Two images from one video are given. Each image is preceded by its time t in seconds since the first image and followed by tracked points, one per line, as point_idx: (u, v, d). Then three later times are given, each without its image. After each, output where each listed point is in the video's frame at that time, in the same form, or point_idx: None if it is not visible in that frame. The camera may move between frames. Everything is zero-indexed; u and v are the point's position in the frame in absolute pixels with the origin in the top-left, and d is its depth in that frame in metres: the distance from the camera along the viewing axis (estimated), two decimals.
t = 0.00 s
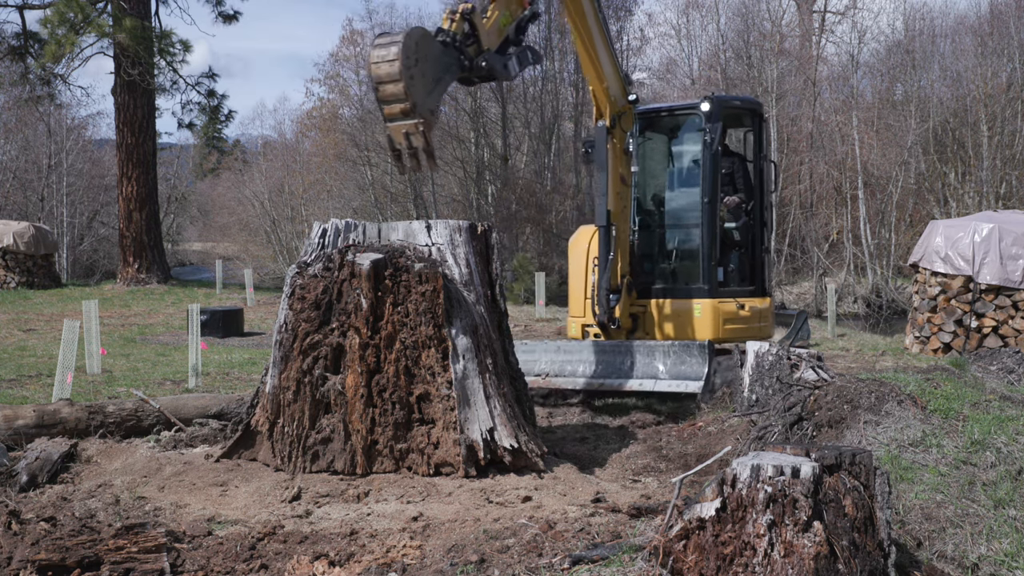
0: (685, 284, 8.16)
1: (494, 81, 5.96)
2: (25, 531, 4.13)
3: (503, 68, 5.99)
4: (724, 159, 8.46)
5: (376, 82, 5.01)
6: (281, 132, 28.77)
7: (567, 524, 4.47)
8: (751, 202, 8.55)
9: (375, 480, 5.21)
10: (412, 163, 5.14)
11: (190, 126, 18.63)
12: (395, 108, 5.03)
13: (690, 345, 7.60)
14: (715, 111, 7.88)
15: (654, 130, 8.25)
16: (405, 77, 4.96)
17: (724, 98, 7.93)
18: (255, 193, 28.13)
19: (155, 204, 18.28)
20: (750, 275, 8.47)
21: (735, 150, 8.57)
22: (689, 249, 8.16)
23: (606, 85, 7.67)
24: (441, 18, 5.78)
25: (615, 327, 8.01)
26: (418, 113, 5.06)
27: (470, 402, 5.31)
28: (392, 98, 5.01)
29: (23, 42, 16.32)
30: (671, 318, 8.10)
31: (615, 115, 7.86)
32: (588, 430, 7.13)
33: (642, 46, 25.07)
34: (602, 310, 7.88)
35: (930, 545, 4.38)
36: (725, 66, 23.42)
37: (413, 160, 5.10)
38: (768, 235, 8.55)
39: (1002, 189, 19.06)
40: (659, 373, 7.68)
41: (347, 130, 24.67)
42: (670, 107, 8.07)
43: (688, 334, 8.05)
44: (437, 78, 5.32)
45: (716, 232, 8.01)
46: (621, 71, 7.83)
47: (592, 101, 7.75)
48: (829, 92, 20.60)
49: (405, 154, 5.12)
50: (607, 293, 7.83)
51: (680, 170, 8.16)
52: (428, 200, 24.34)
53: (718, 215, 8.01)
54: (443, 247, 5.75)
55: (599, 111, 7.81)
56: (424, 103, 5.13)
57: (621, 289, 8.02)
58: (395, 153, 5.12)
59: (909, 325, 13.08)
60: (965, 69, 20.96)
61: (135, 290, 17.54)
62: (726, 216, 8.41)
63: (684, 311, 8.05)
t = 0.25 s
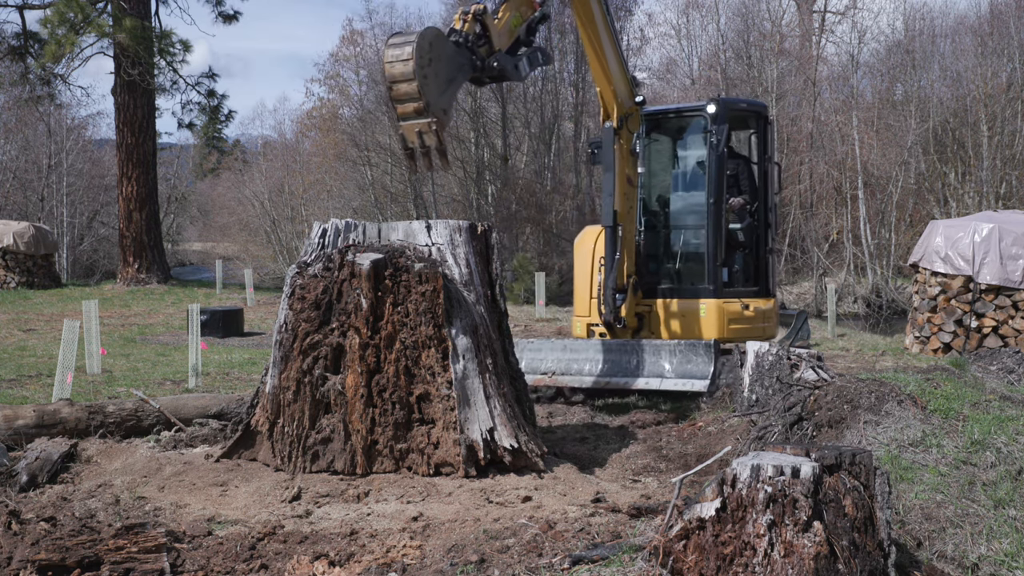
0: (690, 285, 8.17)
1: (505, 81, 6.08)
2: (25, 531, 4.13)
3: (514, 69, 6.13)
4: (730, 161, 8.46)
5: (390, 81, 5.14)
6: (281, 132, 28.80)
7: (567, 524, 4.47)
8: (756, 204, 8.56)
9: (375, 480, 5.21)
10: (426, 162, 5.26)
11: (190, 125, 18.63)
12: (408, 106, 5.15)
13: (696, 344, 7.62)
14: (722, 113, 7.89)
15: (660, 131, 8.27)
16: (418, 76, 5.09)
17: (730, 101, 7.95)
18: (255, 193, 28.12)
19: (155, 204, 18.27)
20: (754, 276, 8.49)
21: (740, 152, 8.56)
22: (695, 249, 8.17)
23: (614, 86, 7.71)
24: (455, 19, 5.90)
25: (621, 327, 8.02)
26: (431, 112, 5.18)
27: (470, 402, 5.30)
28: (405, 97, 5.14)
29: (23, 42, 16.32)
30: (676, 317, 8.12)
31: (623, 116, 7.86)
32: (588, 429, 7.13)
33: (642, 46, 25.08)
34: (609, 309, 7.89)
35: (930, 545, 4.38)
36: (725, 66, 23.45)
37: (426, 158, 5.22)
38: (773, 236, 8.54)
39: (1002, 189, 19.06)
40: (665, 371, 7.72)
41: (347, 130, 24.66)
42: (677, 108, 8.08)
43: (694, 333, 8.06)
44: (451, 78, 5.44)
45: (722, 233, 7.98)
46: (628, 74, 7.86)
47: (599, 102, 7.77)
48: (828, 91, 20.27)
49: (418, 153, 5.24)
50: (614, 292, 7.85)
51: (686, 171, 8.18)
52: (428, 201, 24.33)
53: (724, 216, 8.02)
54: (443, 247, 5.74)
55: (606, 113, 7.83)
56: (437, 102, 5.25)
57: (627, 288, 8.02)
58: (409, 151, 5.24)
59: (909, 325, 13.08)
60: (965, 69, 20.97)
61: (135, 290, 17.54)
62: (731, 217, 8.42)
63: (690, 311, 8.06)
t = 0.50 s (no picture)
0: (691, 285, 8.17)
1: (508, 81, 6.12)
2: (25, 531, 4.13)
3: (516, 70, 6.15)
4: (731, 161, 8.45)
5: (394, 82, 5.14)
6: (281, 132, 28.83)
7: (567, 524, 4.47)
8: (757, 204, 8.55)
9: (375, 480, 5.21)
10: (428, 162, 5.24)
11: (190, 125, 18.64)
12: (412, 107, 5.15)
13: (698, 344, 7.55)
14: (724, 114, 7.89)
15: (661, 132, 8.27)
16: (423, 76, 5.09)
17: (733, 102, 7.95)
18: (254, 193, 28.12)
19: (155, 204, 18.27)
20: (755, 276, 8.48)
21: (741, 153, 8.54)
22: (696, 250, 8.16)
23: (616, 87, 7.76)
24: (457, 19, 5.90)
25: (623, 327, 8.03)
26: (435, 112, 5.18)
27: (470, 402, 5.30)
28: (409, 98, 5.15)
29: (23, 42, 16.32)
30: (677, 318, 8.11)
31: (625, 117, 7.90)
32: (589, 429, 7.12)
33: (642, 46, 25.09)
34: (610, 309, 7.90)
35: (930, 545, 4.38)
36: (725, 66, 23.46)
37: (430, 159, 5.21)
38: (774, 237, 8.52)
39: (1002, 189, 19.07)
40: (666, 371, 7.69)
41: (347, 130, 24.66)
42: (679, 109, 8.09)
43: (696, 333, 8.05)
44: (454, 79, 5.44)
45: (723, 233, 7.98)
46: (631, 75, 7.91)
47: (602, 103, 7.87)
48: (828, 91, 20.30)
49: (422, 153, 5.23)
50: (615, 293, 7.86)
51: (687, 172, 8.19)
52: (428, 201, 24.33)
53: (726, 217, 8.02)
54: (443, 247, 5.74)
55: (609, 113, 7.92)
56: (441, 103, 5.25)
57: (628, 288, 8.03)
58: (412, 152, 5.23)
59: (909, 325, 13.08)
60: (965, 69, 20.98)
61: (135, 290, 17.54)
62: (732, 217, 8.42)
63: (691, 312, 8.05)
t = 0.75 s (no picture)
0: (691, 285, 8.17)
1: (507, 83, 6.09)
2: (25, 531, 4.13)
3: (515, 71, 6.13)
4: (730, 161, 8.46)
5: (392, 85, 5.15)
6: (281, 132, 28.86)
7: (567, 524, 4.47)
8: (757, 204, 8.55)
9: (375, 480, 5.21)
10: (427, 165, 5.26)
11: (190, 126, 18.65)
12: (410, 110, 5.16)
13: (697, 349, 7.64)
14: (723, 114, 7.89)
15: (661, 132, 8.28)
16: (421, 80, 5.10)
17: (732, 102, 7.95)
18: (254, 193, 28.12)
19: (155, 204, 18.27)
20: (755, 276, 8.48)
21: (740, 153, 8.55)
22: (696, 250, 8.16)
23: (615, 88, 7.76)
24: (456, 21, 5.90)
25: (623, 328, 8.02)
26: (433, 116, 5.19)
27: (470, 402, 5.30)
28: (407, 101, 5.15)
29: (23, 42, 16.32)
30: (677, 318, 8.10)
31: (625, 117, 7.89)
32: (588, 429, 7.12)
33: (642, 46, 25.09)
34: (610, 309, 7.90)
35: (930, 545, 4.38)
36: (725, 66, 23.47)
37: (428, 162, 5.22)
38: (774, 237, 8.52)
39: (1002, 189, 19.07)
40: (666, 376, 7.75)
41: (347, 130, 24.65)
42: (678, 109, 8.10)
43: (695, 334, 8.05)
44: (453, 82, 5.44)
45: (722, 233, 7.98)
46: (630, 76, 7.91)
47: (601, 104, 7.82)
48: (829, 91, 20.26)
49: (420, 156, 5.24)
50: (615, 293, 7.86)
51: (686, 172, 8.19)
52: (428, 201, 24.32)
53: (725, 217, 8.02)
54: (443, 247, 5.73)
55: (607, 114, 7.86)
56: (439, 105, 5.25)
57: (628, 289, 8.03)
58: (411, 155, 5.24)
59: (909, 325, 13.07)
60: (965, 69, 20.98)
61: (135, 290, 17.54)
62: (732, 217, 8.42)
63: (691, 312, 8.05)
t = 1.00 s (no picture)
0: (691, 284, 8.17)
1: (506, 83, 6.08)
2: (25, 531, 4.13)
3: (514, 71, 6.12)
4: (731, 161, 8.46)
5: (391, 84, 5.15)
6: (281, 132, 28.88)
7: (567, 524, 4.47)
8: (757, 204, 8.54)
9: (375, 480, 5.22)
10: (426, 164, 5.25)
11: (190, 125, 18.65)
12: (409, 110, 5.16)
13: (696, 361, 7.69)
14: (723, 114, 7.89)
15: (661, 132, 8.29)
16: (420, 79, 5.10)
17: (732, 101, 7.95)
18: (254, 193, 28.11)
19: (155, 204, 18.27)
20: (755, 276, 8.48)
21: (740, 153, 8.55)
22: (695, 251, 8.16)
23: (616, 87, 7.76)
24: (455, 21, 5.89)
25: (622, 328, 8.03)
26: (432, 115, 5.19)
27: (470, 402, 5.30)
28: (406, 100, 5.15)
29: (23, 42, 16.32)
30: (676, 318, 8.10)
31: (625, 117, 7.90)
32: (588, 430, 7.12)
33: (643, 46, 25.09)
34: (609, 309, 7.91)
35: (930, 545, 4.38)
36: (725, 66, 23.49)
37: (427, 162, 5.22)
38: (774, 237, 8.52)
39: (1002, 189, 19.07)
40: (665, 389, 7.79)
41: (347, 131, 24.64)
42: (678, 109, 8.10)
43: (695, 334, 8.04)
44: (452, 81, 5.43)
45: (722, 233, 7.97)
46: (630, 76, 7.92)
47: (600, 104, 7.81)
48: (829, 91, 20.24)
49: (420, 155, 5.24)
50: (614, 293, 7.87)
51: (686, 172, 8.20)
52: (428, 200, 24.30)
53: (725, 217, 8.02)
54: (443, 247, 5.73)
55: (607, 114, 7.86)
56: (438, 105, 5.24)
57: (627, 289, 8.03)
58: (411, 154, 5.24)
59: (909, 325, 13.07)
60: (965, 69, 20.98)
61: (135, 290, 17.54)
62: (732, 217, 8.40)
63: (690, 312, 8.05)
